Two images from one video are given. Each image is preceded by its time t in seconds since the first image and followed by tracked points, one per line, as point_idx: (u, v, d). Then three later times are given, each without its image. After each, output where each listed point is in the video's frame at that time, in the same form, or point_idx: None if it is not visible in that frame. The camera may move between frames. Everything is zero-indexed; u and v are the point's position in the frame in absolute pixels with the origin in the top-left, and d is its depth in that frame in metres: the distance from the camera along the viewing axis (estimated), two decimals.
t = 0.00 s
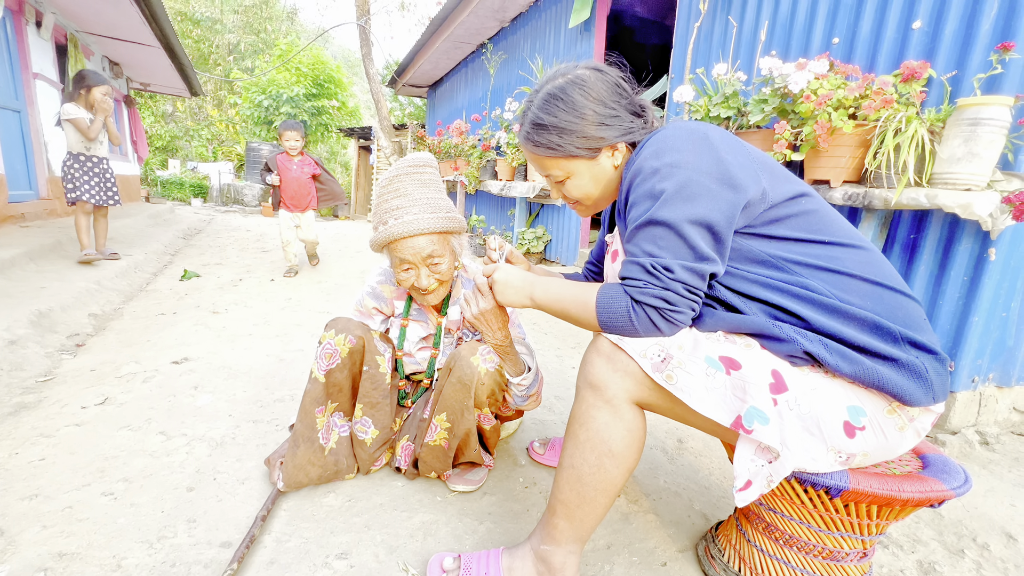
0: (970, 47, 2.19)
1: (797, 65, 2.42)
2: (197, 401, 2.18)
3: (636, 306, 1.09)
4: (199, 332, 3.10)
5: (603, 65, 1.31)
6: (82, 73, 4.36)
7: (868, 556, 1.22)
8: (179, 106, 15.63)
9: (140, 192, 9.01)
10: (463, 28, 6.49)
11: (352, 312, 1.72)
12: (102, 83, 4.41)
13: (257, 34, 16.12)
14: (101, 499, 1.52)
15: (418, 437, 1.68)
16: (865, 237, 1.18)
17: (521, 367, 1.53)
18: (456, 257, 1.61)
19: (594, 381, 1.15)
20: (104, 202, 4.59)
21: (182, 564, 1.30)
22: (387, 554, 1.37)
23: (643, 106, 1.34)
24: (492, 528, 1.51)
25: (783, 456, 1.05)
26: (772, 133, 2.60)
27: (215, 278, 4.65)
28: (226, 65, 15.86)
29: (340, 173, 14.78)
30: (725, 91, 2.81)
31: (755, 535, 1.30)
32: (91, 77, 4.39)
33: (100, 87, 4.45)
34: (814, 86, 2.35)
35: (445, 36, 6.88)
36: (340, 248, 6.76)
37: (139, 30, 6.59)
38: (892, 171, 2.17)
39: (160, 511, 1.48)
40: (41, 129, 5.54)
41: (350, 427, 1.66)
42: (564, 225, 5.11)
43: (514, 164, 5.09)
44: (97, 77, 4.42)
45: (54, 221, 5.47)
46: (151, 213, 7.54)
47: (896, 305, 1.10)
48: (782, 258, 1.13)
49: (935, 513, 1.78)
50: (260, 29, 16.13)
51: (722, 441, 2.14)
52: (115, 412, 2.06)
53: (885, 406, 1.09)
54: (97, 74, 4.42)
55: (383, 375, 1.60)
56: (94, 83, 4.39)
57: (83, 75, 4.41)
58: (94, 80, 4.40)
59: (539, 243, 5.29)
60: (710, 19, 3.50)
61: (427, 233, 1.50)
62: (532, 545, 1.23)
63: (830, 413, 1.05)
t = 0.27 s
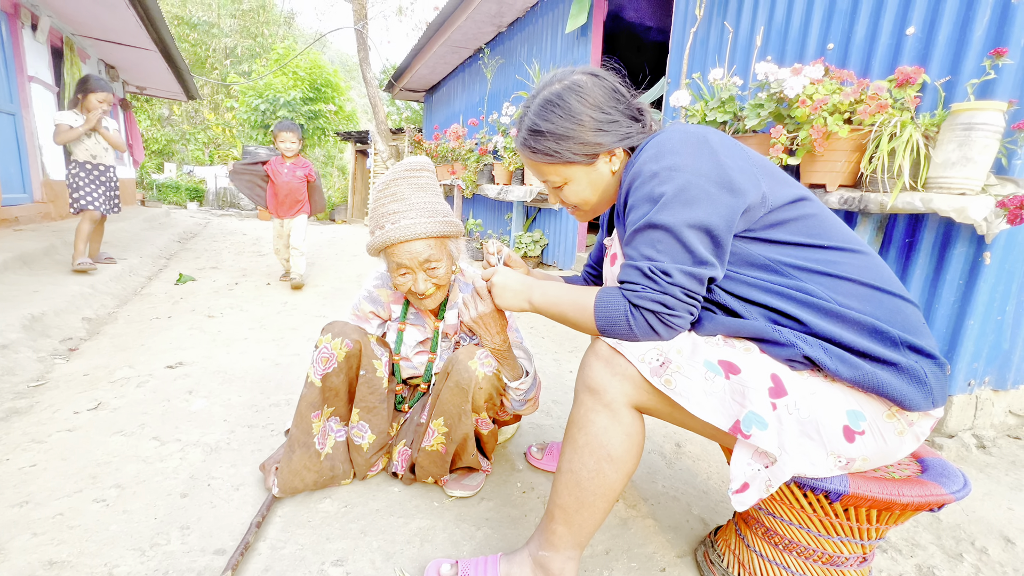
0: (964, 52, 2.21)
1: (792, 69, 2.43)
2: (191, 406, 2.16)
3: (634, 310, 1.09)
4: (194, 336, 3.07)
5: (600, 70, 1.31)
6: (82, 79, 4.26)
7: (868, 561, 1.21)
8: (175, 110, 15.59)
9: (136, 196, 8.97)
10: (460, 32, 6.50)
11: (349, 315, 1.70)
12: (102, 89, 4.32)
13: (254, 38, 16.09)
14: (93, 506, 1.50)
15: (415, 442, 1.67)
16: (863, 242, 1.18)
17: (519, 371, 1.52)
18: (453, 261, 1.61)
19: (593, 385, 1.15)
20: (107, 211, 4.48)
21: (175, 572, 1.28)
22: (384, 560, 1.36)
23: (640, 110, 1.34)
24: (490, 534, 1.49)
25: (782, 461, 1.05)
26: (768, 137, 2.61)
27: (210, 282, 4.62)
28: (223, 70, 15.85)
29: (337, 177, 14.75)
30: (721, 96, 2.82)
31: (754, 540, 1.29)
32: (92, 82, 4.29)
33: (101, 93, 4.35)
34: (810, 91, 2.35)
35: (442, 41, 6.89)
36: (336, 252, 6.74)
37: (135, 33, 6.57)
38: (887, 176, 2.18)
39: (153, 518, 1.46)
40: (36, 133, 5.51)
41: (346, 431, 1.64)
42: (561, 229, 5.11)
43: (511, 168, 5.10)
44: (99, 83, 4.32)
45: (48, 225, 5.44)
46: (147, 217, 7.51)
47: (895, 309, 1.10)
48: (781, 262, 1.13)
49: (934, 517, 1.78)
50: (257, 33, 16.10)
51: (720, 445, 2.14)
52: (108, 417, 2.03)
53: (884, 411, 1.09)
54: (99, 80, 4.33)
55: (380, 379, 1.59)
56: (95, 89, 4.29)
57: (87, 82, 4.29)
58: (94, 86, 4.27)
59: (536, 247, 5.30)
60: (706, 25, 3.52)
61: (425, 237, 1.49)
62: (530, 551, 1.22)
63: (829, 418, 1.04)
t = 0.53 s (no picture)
0: (965, 54, 2.21)
1: (794, 72, 2.43)
2: (191, 408, 2.15)
3: (636, 313, 1.09)
4: (194, 338, 3.07)
5: (598, 75, 1.31)
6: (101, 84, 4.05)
7: (872, 565, 1.20)
8: (176, 112, 15.61)
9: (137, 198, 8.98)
10: (461, 35, 6.51)
11: (349, 318, 1.69)
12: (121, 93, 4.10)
13: (256, 41, 16.05)
14: (92, 509, 1.49)
15: (415, 445, 1.66)
16: (867, 245, 1.17)
17: (520, 374, 1.52)
18: (454, 264, 1.60)
19: (595, 389, 1.15)
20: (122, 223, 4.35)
21: None
22: (384, 564, 1.35)
23: (640, 114, 1.34)
24: (491, 537, 1.48)
25: (786, 465, 1.04)
26: (769, 140, 2.61)
27: (211, 284, 4.62)
28: (224, 72, 15.87)
29: (337, 179, 14.76)
30: (722, 99, 2.82)
31: (757, 545, 1.29)
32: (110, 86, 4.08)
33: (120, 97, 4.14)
34: (811, 94, 2.34)
35: (443, 44, 6.90)
36: (337, 254, 6.74)
37: (137, 36, 6.59)
38: (888, 178, 2.18)
39: (152, 521, 1.46)
40: (37, 134, 5.52)
41: (347, 434, 1.64)
42: (561, 231, 5.11)
43: (512, 171, 5.10)
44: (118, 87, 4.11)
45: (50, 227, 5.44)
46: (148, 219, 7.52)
47: (899, 313, 1.10)
48: (784, 264, 1.12)
49: (937, 521, 1.77)
50: (259, 36, 16.10)
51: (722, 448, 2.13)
52: (108, 419, 2.03)
53: (889, 415, 1.08)
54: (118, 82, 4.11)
55: (381, 382, 1.59)
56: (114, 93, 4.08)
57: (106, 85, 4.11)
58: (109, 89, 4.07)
59: (537, 249, 5.30)
60: (707, 28, 3.52)
61: (425, 240, 1.49)
62: (532, 555, 1.22)
63: (833, 421, 1.04)
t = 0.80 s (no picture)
0: (964, 57, 2.21)
1: (792, 73, 2.42)
2: (186, 409, 2.13)
3: (636, 313, 1.08)
4: (190, 339, 3.04)
5: (595, 76, 1.30)
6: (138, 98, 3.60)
7: (873, 568, 1.19)
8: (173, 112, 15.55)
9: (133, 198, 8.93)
10: (459, 36, 6.50)
11: (346, 318, 1.68)
12: (160, 108, 3.66)
13: (253, 41, 15.95)
14: (83, 512, 1.47)
15: (412, 446, 1.65)
16: (868, 245, 1.17)
17: (519, 376, 1.50)
18: (451, 264, 1.59)
19: (594, 390, 1.14)
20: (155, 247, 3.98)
21: None
22: (380, 568, 1.33)
23: (638, 115, 1.33)
24: (488, 540, 1.47)
25: (788, 467, 1.03)
26: (768, 141, 2.60)
27: (207, 285, 4.59)
28: (221, 72, 15.81)
29: (335, 180, 14.71)
30: (720, 100, 2.82)
31: (758, 547, 1.27)
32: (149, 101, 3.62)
33: (160, 113, 3.70)
34: (810, 95, 2.34)
35: (441, 44, 6.89)
36: (334, 254, 6.71)
37: (133, 35, 6.55)
38: (887, 180, 2.18)
39: (144, 524, 1.44)
40: (32, 134, 5.48)
41: (343, 436, 1.62)
42: (560, 232, 5.10)
43: (510, 172, 5.08)
44: (156, 101, 3.65)
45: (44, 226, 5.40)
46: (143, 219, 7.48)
47: (900, 313, 1.09)
48: (785, 265, 1.11)
49: (936, 523, 1.76)
50: (256, 36, 16.03)
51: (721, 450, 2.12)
52: (101, 421, 2.00)
53: (890, 416, 1.07)
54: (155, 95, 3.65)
55: (378, 383, 1.57)
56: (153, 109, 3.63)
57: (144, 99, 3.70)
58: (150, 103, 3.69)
59: (535, 251, 5.30)
60: (705, 29, 3.52)
61: (422, 240, 1.47)
62: (530, 558, 1.20)
63: (835, 423, 1.03)
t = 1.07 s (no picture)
0: (963, 58, 2.21)
1: (793, 74, 2.43)
2: (185, 408, 2.12)
3: (638, 312, 1.07)
4: (188, 338, 3.03)
5: (595, 77, 1.30)
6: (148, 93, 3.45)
7: (874, 568, 1.19)
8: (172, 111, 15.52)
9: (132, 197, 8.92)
10: (459, 36, 6.50)
11: (346, 317, 1.67)
12: (170, 102, 3.46)
13: (253, 41, 15.91)
14: (81, 511, 1.46)
15: (412, 446, 1.64)
16: (871, 245, 1.17)
17: (520, 375, 1.50)
18: (451, 263, 1.58)
19: (596, 389, 1.13)
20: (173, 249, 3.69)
21: None
22: (380, 567, 1.33)
23: (638, 116, 1.33)
24: (489, 540, 1.46)
25: (790, 467, 1.03)
26: (768, 141, 2.60)
27: (206, 284, 4.58)
28: (220, 72, 15.80)
29: (334, 180, 14.69)
30: (721, 100, 2.82)
31: (759, 547, 1.27)
32: (159, 95, 3.46)
33: (172, 109, 3.50)
34: (810, 95, 2.34)
35: (441, 45, 6.89)
36: (333, 254, 6.70)
37: (132, 34, 6.53)
38: (887, 180, 2.18)
39: (142, 523, 1.43)
40: (31, 132, 5.46)
41: (343, 435, 1.62)
42: (559, 233, 5.10)
43: (509, 172, 5.08)
44: (167, 96, 3.47)
45: (42, 225, 5.38)
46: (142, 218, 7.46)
47: (903, 313, 1.09)
48: (788, 264, 1.11)
49: (936, 524, 1.76)
50: (256, 36, 15.99)
51: (721, 450, 2.11)
52: (99, 420, 1.99)
53: (893, 416, 1.07)
54: (165, 90, 3.47)
55: (378, 382, 1.57)
56: (163, 103, 3.45)
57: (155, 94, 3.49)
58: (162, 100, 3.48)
59: (534, 251, 5.31)
60: (705, 30, 3.53)
61: (423, 239, 1.47)
62: (530, 557, 1.20)
63: (837, 423, 1.03)
